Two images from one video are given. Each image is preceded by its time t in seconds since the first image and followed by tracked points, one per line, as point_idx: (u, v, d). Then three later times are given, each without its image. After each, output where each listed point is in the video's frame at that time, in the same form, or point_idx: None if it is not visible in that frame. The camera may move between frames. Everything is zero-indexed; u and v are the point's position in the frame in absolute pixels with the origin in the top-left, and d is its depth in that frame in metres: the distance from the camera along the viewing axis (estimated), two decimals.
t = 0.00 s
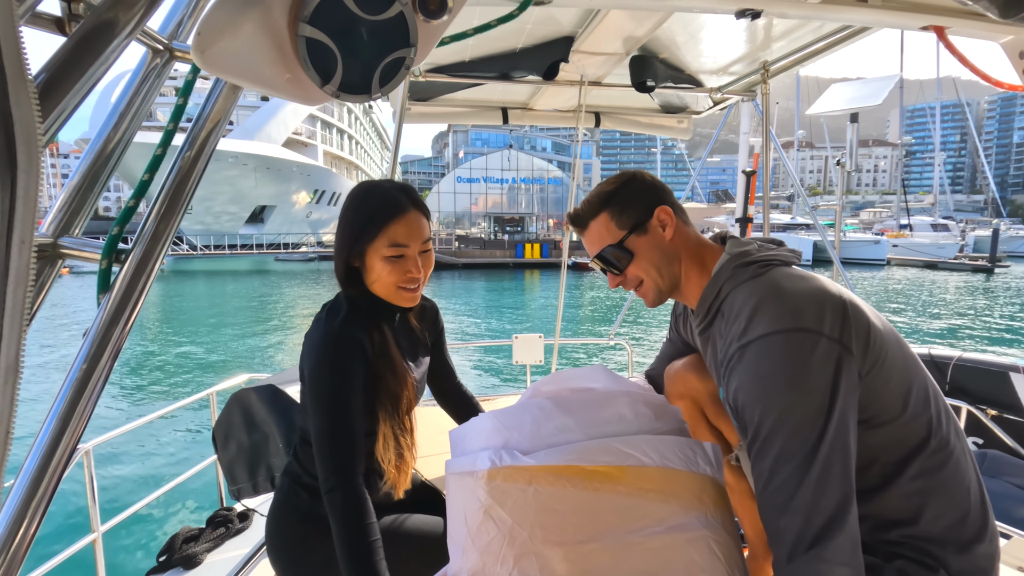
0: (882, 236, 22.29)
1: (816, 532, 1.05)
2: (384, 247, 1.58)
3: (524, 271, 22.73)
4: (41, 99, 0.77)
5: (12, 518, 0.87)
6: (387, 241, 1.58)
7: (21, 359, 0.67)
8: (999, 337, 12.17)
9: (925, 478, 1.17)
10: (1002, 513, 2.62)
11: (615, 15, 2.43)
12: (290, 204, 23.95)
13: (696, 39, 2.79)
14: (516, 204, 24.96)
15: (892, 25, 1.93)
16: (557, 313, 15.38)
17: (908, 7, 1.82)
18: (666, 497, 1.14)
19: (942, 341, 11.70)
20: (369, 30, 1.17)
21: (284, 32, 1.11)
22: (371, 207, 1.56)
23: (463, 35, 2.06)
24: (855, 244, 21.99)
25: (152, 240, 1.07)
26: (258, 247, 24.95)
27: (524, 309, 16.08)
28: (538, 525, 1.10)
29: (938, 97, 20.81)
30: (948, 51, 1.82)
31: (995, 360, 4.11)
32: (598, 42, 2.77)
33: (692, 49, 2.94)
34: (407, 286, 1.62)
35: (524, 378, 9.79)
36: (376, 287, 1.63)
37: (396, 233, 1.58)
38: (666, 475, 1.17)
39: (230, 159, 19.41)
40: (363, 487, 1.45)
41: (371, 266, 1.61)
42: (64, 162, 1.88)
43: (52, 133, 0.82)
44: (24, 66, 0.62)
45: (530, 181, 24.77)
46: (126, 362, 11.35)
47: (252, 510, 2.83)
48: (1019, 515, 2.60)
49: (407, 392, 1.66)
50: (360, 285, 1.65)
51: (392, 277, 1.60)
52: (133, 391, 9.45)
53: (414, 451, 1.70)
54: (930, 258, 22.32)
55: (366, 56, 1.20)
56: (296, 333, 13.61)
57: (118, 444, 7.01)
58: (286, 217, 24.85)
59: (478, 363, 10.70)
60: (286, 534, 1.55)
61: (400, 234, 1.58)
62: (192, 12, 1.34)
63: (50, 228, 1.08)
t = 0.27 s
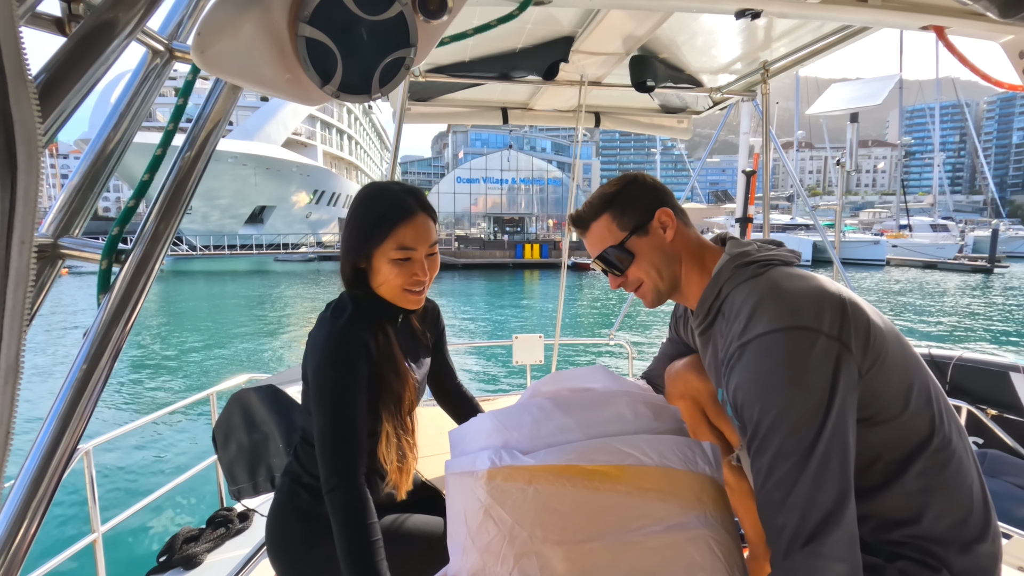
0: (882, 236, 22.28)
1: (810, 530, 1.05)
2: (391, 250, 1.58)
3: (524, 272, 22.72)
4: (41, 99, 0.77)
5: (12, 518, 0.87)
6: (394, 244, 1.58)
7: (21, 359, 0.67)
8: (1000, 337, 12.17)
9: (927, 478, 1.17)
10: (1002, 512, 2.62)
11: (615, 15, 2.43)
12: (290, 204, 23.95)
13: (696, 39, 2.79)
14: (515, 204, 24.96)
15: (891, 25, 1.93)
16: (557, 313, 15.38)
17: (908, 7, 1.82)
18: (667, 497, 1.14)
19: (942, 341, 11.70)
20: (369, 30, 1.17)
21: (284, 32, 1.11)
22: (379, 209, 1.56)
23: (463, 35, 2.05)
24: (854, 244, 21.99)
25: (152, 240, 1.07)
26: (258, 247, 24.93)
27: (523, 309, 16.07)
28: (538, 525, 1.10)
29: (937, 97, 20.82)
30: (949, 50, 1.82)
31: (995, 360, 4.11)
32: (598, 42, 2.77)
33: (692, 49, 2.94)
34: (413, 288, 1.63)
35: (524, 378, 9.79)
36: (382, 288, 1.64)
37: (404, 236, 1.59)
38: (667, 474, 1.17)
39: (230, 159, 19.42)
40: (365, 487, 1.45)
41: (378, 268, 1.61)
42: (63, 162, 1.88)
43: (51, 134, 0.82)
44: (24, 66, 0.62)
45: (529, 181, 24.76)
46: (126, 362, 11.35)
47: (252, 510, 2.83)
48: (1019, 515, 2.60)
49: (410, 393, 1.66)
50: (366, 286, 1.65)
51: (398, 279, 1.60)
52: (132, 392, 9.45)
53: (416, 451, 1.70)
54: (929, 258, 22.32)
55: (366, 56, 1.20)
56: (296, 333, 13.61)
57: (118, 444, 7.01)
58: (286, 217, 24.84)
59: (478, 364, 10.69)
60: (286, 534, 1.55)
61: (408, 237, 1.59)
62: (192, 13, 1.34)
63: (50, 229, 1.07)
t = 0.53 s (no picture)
0: (882, 236, 22.29)
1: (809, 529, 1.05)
2: (396, 250, 1.59)
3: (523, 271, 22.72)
4: (41, 100, 0.77)
5: (12, 518, 0.87)
6: (400, 245, 1.58)
7: (21, 359, 0.67)
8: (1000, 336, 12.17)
9: (928, 478, 1.17)
10: (1002, 512, 2.62)
11: (615, 15, 2.43)
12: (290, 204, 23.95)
13: (696, 39, 2.79)
14: (515, 204, 24.96)
15: (891, 25, 1.93)
16: (556, 313, 15.38)
17: (908, 6, 1.82)
18: (667, 499, 1.14)
19: (942, 341, 11.70)
20: (369, 30, 1.17)
21: (284, 32, 1.10)
22: (384, 210, 1.57)
23: (463, 35, 2.05)
24: (854, 244, 21.99)
25: (152, 241, 1.07)
26: (258, 247, 24.93)
27: (523, 309, 16.07)
28: (537, 526, 1.10)
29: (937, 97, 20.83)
30: (948, 50, 1.82)
31: (995, 359, 4.11)
32: (598, 42, 2.77)
33: (692, 49, 2.94)
34: (417, 289, 1.63)
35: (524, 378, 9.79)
36: (386, 289, 1.64)
37: (410, 237, 1.59)
38: (667, 475, 1.17)
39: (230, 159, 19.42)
40: (366, 488, 1.45)
41: (382, 269, 1.61)
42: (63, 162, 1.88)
43: (51, 135, 0.82)
44: (24, 67, 0.62)
45: (529, 181, 24.76)
46: (126, 362, 11.35)
47: (252, 510, 2.83)
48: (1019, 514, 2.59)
49: (412, 394, 1.66)
50: (370, 287, 1.65)
51: (403, 280, 1.60)
52: (132, 392, 9.44)
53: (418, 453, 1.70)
54: (929, 258, 22.34)
55: (366, 56, 1.20)
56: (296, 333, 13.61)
57: (117, 445, 7.01)
58: (286, 217, 24.83)
59: (478, 364, 10.70)
60: (287, 535, 1.55)
61: (413, 238, 1.59)
62: (192, 13, 1.34)
63: (50, 229, 1.07)
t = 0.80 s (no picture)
0: (882, 235, 22.29)
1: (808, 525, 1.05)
2: (398, 251, 1.59)
3: (523, 271, 22.70)
4: (41, 100, 0.77)
5: (12, 519, 0.87)
6: (401, 245, 1.58)
7: (21, 359, 0.67)
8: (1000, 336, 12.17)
9: (928, 477, 1.17)
10: (1002, 512, 2.62)
11: (614, 15, 2.43)
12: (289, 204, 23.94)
13: (695, 40, 2.79)
14: (515, 203, 24.95)
15: (891, 25, 1.93)
16: (556, 313, 15.37)
17: (908, 6, 1.82)
18: (667, 498, 1.14)
19: (942, 340, 11.70)
20: (368, 30, 1.17)
21: (284, 32, 1.10)
22: (385, 210, 1.56)
23: (463, 35, 2.05)
24: (854, 243, 21.97)
25: (152, 241, 1.07)
26: (258, 247, 24.93)
27: (523, 309, 16.07)
28: (537, 527, 1.10)
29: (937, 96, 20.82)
30: (948, 51, 1.83)
31: (995, 359, 4.12)
32: (598, 42, 2.77)
33: (692, 49, 2.94)
34: (419, 289, 1.63)
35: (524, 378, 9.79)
36: (388, 289, 1.64)
37: (412, 237, 1.59)
38: (668, 475, 1.17)
39: (230, 159, 19.43)
40: (367, 488, 1.45)
41: (384, 269, 1.61)
42: (64, 163, 1.87)
43: (51, 135, 0.82)
44: (24, 67, 0.62)
45: (529, 181, 24.76)
46: (125, 362, 11.35)
47: (252, 510, 2.83)
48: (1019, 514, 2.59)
49: (414, 394, 1.65)
50: (372, 287, 1.65)
51: (406, 280, 1.61)
52: (132, 392, 9.44)
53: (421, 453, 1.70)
54: (929, 257, 22.34)
55: (366, 56, 1.20)
56: (295, 333, 13.60)
57: (117, 445, 7.00)
58: (285, 217, 24.82)
59: (478, 363, 10.70)
60: (287, 534, 1.55)
61: (415, 238, 1.59)
62: (192, 13, 1.34)
63: (50, 229, 1.08)
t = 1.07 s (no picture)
0: (882, 235, 22.29)
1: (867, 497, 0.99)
2: (400, 250, 1.58)
3: (523, 271, 22.71)
4: (41, 100, 0.77)
5: (12, 518, 0.87)
6: (404, 245, 1.58)
7: (21, 359, 0.67)
8: (1000, 335, 12.17)
9: (930, 471, 1.17)
10: (1002, 512, 2.62)
11: (614, 15, 2.44)
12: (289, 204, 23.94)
13: (695, 39, 2.80)
14: (515, 203, 24.96)
15: (891, 25, 1.93)
16: (556, 312, 15.37)
17: (907, 7, 1.82)
18: (665, 498, 1.14)
19: (942, 340, 11.70)
20: (368, 30, 1.17)
21: (284, 32, 1.10)
22: (388, 210, 1.56)
23: (463, 35, 2.05)
24: (854, 243, 21.97)
25: (152, 240, 1.07)
26: (258, 247, 24.93)
27: (523, 308, 16.08)
28: (535, 526, 1.10)
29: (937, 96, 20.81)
30: (948, 50, 1.83)
31: (995, 359, 4.12)
32: (598, 42, 2.77)
33: (692, 49, 2.94)
34: (421, 288, 1.63)
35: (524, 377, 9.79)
36: (390, 289, 1.64)
37: (414, 236, 1.59)
38: (666, 475, 1.17)
39: (230, 159, 19.44)
40: (369, 487, 1.45)
41: (386, 269, 1.60)
42: (64, 163, 1.87)
43: (51, 134, 0.82)
44: (24, 68, 0.62)
45: (529, 180, 24.76)
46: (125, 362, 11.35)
47: (252, 510, 2.83)
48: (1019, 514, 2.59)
49: (416, 394, 1.65)
50: (373, 287, 1.65)
51: (407, 279, 1.60)
52: (132, 391, 9.44)
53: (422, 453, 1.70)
54: (929, 257, 22.34)
55: (366, 56, 1.20)
56: (295, 332, 13.60)
57: (117, 444, 7.00)
58: (285, 217, 24.81)
59: (478, 363, 10.70)
60: (287, 534, 1.55)
61: (418, 237, 1.59)
62: (192, 13, 1.34)
63: (50, 229, 1.07)
